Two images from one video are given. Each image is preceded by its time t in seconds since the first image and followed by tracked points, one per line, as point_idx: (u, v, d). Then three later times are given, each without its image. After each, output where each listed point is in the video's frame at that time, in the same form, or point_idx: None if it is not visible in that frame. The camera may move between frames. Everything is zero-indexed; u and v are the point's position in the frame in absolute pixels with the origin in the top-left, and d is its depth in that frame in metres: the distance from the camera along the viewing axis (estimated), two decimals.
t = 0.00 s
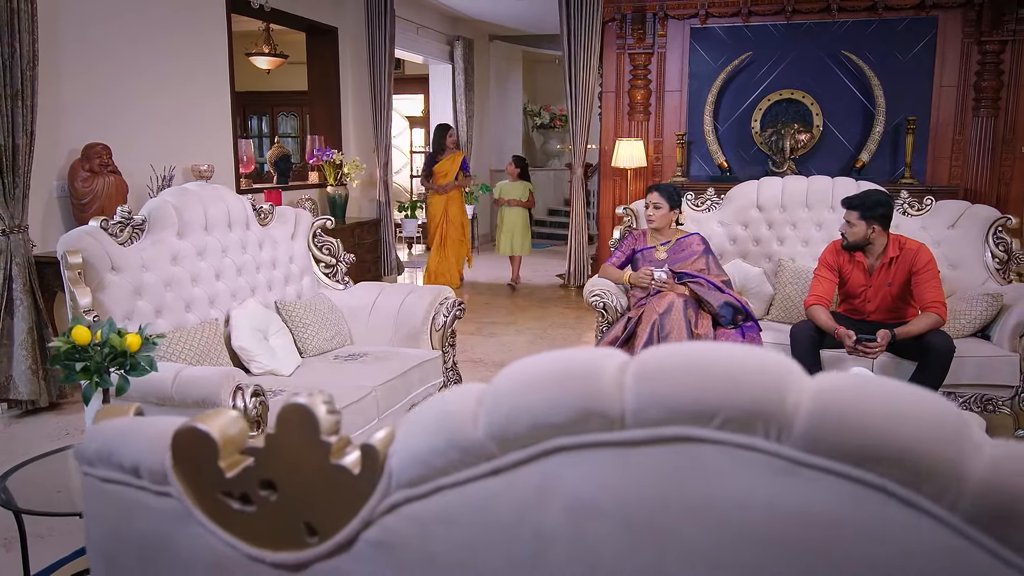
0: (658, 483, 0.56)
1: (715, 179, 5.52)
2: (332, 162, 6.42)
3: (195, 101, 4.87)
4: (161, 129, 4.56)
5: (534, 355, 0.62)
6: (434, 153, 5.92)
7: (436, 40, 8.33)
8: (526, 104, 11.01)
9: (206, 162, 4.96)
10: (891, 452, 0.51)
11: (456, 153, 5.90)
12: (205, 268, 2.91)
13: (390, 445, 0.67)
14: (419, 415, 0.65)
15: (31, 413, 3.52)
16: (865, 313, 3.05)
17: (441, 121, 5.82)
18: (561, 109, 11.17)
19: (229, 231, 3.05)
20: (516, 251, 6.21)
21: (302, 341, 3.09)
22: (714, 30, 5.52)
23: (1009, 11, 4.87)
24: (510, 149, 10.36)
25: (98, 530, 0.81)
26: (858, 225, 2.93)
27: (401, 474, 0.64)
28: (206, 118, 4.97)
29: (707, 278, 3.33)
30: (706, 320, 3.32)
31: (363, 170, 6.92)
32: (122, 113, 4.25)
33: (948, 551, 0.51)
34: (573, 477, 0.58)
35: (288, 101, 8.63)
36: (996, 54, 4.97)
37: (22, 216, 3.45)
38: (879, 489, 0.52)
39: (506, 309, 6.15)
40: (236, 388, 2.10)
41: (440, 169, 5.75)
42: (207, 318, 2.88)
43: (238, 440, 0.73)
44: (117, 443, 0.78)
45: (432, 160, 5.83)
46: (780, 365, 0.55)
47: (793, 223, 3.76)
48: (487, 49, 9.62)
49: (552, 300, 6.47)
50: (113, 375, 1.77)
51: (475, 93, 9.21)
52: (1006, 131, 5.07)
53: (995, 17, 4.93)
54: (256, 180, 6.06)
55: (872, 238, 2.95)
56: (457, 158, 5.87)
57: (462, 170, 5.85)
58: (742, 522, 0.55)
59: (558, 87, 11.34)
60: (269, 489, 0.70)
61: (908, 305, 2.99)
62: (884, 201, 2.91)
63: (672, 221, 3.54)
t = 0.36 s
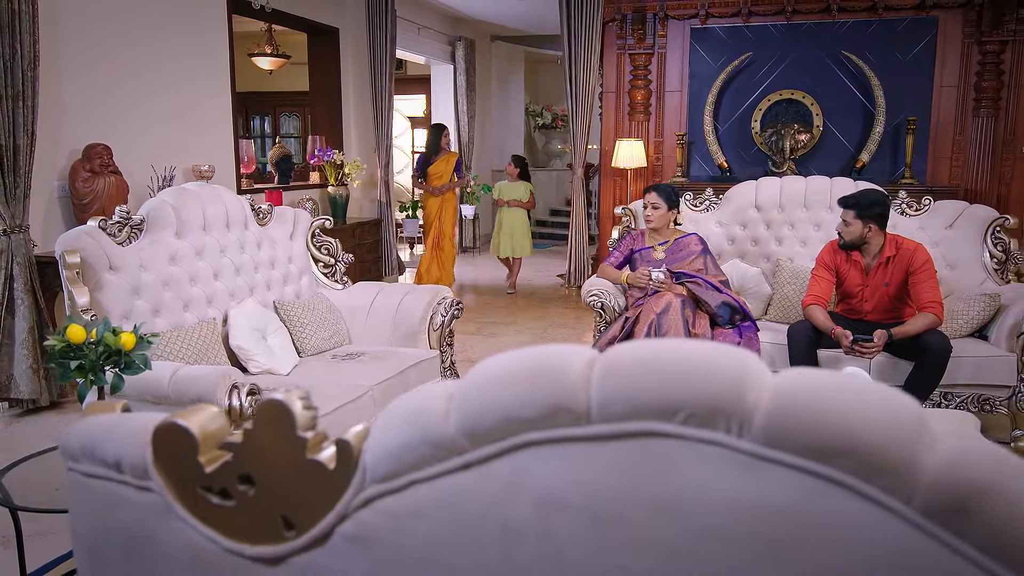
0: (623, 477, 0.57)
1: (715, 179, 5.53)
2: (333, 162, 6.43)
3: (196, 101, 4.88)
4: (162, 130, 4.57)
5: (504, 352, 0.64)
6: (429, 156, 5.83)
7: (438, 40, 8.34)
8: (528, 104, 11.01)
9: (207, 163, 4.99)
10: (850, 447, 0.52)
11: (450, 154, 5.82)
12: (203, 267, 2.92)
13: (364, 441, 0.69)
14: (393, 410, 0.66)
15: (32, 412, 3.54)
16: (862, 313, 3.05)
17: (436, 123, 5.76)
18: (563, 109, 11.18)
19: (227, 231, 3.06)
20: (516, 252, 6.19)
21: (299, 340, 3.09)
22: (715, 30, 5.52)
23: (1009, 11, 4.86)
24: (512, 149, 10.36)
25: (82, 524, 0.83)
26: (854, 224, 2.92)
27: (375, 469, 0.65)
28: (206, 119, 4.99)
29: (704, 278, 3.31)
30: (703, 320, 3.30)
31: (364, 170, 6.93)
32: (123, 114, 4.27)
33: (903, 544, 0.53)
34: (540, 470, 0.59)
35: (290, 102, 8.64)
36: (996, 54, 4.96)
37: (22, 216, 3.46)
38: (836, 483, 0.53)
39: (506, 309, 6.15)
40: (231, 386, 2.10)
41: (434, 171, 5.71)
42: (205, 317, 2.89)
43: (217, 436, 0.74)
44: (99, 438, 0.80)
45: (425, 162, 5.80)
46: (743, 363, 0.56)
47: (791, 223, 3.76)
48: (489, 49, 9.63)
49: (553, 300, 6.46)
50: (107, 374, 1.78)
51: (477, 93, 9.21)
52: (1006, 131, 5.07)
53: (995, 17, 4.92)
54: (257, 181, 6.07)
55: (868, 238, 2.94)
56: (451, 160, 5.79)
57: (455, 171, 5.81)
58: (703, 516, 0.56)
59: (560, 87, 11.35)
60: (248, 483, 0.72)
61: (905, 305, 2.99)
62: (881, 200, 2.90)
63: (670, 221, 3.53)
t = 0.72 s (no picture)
0: (593, 472, 0.59)
1: (715, 179, 5.53)
2: (334, 162, 6.43)
3: (195, 101, 4.88)
4: (162, 130, 4.59)
5: (478, 350, 0.65)
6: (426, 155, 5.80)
7: (439, 39, 8.34)
8: (530, 103, 11.00)
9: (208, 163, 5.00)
10: (812, 441, 0.54)
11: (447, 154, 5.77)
12: (200, 266, 2.92)
13: (342, 437, 0.70)
14: (370, 407, 0.68)
15: (32, 411, 3.55)
16: (860, 313, 3.05)
17: (432, 122, 5.70)
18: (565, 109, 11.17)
19: (225, 231, 3.06)
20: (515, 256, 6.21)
21: (297, 340, 3.09)
22: (716, 29, 5.52)
23: (1010, 10, 4.82)
24: (513, 149, 10.35)
25: (66, 520, 0.84)
26: (849, 224, 2.92)
27: (352, 464, 0.67)
28: (207, 118, 5.00)
29: (702, 278, 3.30)
30: (701, 319, 3.28)
31: (365, 170, 6.93)
32: (122, 114, 4.28)
33: (865, 536, 0.55)
34: (513, 465, 0.61)
35: (292, 101, 8.64)
36: (998, 53, 4.93)
37: (22, 216, 3.45)
38: (797, 476, 0.55)
39: (506, 309, 6.15)
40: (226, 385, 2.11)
41: (429, 170, 5.68)
42: (201, 316, 2.90)
43: (198, 432, 0.75)
44: (84, 433, 0.81)
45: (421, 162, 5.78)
46: (708, 360, 0.58)
47: (790, 223, 3.75)
48: (490, 49, 9.63)
49: (553, 300, 6.46)
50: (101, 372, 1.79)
51: (478, 93, 9.20)
52: (1007, 131, 5.05)
53: (996, 17, 4.89)
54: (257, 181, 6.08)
55: (864, 236, 2.94)
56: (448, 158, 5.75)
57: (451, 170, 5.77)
58: (669, 510, 0.58)
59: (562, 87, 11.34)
60: (228, 479, 0.73)
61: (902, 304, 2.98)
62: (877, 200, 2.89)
63: (668, 220, 3.52)
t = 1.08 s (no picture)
0: (564, 469, 0.61)
1: (715, 179, 5.53)
2: (333, 162, 6.43)
3: (195, 101, 4.89)
4: (162, 131, 4.60)
5: (455, 349, 0.67)
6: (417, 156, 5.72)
7: (440, 39, 8.33)
8: (531, 103, 10.98)
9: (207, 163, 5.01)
10: (776, 438, 0.56)
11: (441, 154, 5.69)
12: (197, 266, 2.92)
13: (320, 433, 0.70)
14: (350, 405, 0.69)
15: (31, 410, 3.56)
16: (858, 313, 3.04)
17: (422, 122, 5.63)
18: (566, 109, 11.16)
19: (222, 230, 3.06)
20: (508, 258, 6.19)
21: (294, 339, 3.07)
22: (716, 29, 5.51)
23: (1011, 10, 4.79)
24: (514, 149, 10.35)
25: (51, 515, 0.84)
26: (847, 223, 2.92)
27: (329, 460, 0.68)
28: (206, 118, 5.00)
29: (700, 278, 3.28)
30: (699, 319, 3.26)
31: (365, 170, 6.93)
32: (122, 114, 4.28)
33: (827, 532, 0.57)
34: (487, 463, 0.63)
35: (292, 101, 8.64)
36: (999, 53, 4.91)
37: (20, 215, 3.43)
38: (762, 472, 0.57)
39: (506, 309, 6.15)
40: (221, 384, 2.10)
41: (422, 171, 5.64)
42: (199, 315, 2.90)
43: (180, 428, 0.75)
44: (68, 428, 0.81)
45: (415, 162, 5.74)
46: (674, 358, 0.60)
47: (789, 223, 3.74)
48: (491, 48, 9.61)
49: (553, 300, 6.45)
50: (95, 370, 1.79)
51: (479, 92, 9.19)
52: (1008, 131, 5.03)
53: (996, 17, 4.87)
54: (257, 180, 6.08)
55: (862, 235, 2.93)
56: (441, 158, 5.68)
57: (446, 171, 5.70)
58: (638, 505, 0.60)
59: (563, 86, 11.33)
60: (209, 474, 0.73)
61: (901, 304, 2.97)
62: (875, 199, 2.89)
63: (667, 220, 3.51)
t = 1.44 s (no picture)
0: (534, 466, 0.61)
1: (716, 179, 5.52)
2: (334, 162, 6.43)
3: (195, 101, 4.90)
4: (161, 131, 4.60)
5: (430, 346, 0.67)
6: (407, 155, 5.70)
7: (441, 38, 8.32)
8: (533, 103, 10.96)
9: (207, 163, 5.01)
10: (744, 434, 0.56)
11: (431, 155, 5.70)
12: (195, 265, 2.92)
13: (298, 428, 0.70)
14: (326, 401, 0.69)
15: (30, 409, 3.56)
16: (857, 313, 3.03)
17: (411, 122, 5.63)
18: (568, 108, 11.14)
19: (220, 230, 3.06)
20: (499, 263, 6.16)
21: (291, 339, 3.07)
22: (717, 29, 5.50)
23: (1012, 10, 4.80)
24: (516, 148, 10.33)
25: (37, 511, 0.84)
26: (847, 222, 2.91)
27: (306, 455, 0.68)
28: (206, 118, 5.01)
29: (699, 278, 3.27)
30: (697, 319, 3.25)
31: (366, 169, 6.93)
32: (121, 114, 4.29)
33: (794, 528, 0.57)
34: (461, 458, 0.63)
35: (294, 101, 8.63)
36: (1000, 53, 4.90)
37: (20, 215, 3.42)
38: (730, 467, 0.57)
39: (506, 309, 6.14)
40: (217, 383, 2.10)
41: (411, 171, 5.60)
42: (196, 315, 2.91)
43: (161, 424, 0.76)
44: (53, 424, 0.81)
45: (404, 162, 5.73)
46: (645, 354, 0.60)
47: (788, 223, 3.73)
48: (492, 48, 9.60)
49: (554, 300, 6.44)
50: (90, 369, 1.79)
51: (481, 92, 9.19)
52: (1010, 131, 5.01)
53: (998, 16, 4.86)
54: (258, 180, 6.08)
55: (862, 234, 2.93)
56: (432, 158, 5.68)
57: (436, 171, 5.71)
58: (608, 500, 0.60)
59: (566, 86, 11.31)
60: (190, 470, 0.73)
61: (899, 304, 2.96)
62: (875, 198, 2.88)
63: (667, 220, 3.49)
